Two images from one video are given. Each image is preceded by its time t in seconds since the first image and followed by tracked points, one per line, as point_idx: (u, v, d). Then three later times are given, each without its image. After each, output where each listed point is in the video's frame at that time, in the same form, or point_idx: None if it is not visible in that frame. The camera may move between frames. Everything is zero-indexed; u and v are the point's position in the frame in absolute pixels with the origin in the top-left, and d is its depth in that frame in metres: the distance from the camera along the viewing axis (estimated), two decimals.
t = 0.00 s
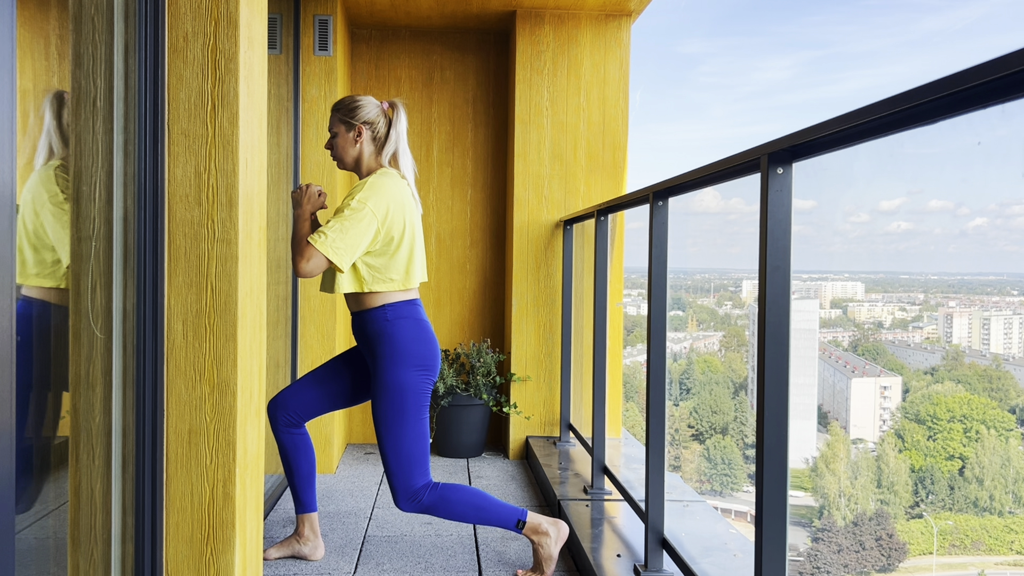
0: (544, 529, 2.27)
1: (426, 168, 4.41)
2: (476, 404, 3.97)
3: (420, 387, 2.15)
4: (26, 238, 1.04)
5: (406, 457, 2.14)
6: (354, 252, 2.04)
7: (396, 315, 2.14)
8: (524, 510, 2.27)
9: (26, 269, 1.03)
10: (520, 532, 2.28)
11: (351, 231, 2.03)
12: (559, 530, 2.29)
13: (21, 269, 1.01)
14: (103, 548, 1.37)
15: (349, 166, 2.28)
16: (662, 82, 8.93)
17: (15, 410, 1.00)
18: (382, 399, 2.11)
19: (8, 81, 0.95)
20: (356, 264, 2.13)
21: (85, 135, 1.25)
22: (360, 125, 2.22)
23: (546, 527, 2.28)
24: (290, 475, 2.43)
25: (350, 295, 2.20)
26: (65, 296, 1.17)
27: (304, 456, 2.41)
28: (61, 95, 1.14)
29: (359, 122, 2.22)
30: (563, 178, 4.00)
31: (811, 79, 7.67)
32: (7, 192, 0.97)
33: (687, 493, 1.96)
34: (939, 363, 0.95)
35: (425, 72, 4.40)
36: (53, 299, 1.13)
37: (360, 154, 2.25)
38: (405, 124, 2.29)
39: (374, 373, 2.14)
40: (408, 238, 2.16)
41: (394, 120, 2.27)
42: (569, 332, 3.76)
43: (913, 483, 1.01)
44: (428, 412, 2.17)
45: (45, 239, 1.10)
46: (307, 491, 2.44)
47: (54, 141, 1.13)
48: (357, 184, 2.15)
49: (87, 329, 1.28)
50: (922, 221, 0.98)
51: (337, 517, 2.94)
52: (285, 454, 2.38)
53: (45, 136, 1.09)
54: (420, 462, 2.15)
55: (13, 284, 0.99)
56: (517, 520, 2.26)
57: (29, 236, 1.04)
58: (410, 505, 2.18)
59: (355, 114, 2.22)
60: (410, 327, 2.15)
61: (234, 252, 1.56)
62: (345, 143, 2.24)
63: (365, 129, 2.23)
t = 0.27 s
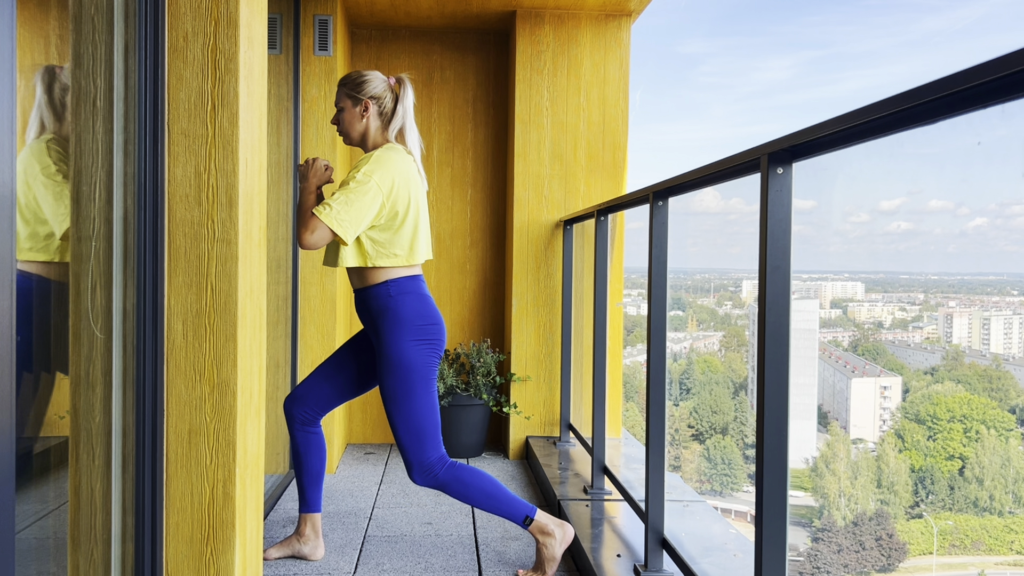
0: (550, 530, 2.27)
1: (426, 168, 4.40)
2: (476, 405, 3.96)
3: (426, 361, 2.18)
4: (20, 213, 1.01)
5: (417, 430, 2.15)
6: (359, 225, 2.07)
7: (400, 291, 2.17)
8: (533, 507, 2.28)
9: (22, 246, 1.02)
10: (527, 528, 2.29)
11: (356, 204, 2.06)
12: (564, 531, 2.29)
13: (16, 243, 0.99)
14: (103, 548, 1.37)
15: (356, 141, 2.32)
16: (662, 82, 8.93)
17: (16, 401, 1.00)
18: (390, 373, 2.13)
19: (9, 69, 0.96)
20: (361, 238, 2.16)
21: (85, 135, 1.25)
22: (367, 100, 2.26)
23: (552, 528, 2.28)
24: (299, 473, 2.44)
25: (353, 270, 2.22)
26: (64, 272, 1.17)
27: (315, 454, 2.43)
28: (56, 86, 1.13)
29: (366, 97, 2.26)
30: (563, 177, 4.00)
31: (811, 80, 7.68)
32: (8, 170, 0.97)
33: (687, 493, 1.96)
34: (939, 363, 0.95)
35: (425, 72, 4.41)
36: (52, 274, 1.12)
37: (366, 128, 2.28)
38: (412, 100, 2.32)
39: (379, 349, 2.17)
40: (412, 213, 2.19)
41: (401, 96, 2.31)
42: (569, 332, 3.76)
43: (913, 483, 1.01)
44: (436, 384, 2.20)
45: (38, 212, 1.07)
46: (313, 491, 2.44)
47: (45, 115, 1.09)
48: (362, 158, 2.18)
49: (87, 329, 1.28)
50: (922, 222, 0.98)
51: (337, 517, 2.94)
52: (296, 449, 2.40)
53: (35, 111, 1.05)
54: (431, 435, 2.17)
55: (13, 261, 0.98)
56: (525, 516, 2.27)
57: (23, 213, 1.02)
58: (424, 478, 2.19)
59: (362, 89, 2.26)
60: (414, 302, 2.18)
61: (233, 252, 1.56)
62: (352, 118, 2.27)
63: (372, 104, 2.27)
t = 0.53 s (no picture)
0: (556, 532, 2.26)
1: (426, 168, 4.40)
2: (476, 405, 4.01)
3: (433, 341, 2.19)
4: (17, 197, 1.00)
5: (429, 409, 2.17)
6: (362, 207, 2.07)
7: (402, 274, 2.19)
8: (543, 506, 2.27)
9: (20, 230, 1.01)
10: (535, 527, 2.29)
11: (359, 186, 2.06)
12: (571, 535, 2.28)
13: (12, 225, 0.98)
14: (103, 548, 1.37)
15: (359, 124, 2.32)
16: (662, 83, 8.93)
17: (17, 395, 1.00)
18: (398, 355, 2.16)
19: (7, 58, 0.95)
20: (364, 220, 2.16)
21: (85, 135, 1.25)
22: (371, 82, 2.26)
23: (559, 530, 2.27)
24: (307, 472, 2.46)
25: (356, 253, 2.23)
26: (64, 257, 1.17)
27: (326, 454, 2.45)
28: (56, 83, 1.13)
29: (369, 79, 2.26)
30: (563, 177, 4.00)
31: (811, 80, 7.68)
32: (8, 157, 0.97)
33: (687, 493, 1.96)
34: (939, 363, 0.95)
35: (425, 72, 4.41)
36: (51, 259, 1.12)
37: (370, 111, 2.28)
38: (415, 84, 2.32)
39: (384, 333, 2.19)
40: (416, 195, 2.20)
41: (404, 79, 2.31)
42: (569, 332, 3.76)
43: (913, 483, 1.01)
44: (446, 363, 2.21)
45: (32, 194, 1.06)
46: (318, 491, 2.45)
47: (40, 98, 1.06)
48: (366, 140, 2.18)
49: (87, 329, 1.28)
50: (923, 222, 0.98)
51: (337, 517, 2.94)
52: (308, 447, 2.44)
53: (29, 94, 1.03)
54: (445, 413, 2.19)
55: (13, 245, 0.98)
56: (534, 514, 2.27)
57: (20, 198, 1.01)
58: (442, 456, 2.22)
59: (365, 72, 2.26)
60: (416, 285, 2.20)
61: (233, 252, 1.56)
62: (355, 101, 2.27)
63: (375, 87, 2.27)
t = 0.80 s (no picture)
0: (560, 534, 2.26)
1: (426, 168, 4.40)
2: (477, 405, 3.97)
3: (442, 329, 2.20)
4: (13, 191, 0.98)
5: (443, 396, 2.18)
6: (367, 200, 2.07)
7: (406, 265, 2.19)
8: (552, 506, 2.27)
9: (18, 221, 1.00)
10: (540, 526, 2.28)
11: (364, 179, 2.07)
12: (574, 538, 2.28)
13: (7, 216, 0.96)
14: (103, 548, 1.37)
15: (362, 116, 2.32)
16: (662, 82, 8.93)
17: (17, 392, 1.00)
18: (408, 345, 2.16)
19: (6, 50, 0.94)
20: (369, 213, 2.17)
21: (85, 135, 1.25)
22: (373, 73, 2.26)
23: (563, 532, 2.27)
24: (318, 472, 2.46)
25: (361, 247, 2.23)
26: (63, 250, 1.17)
27: (339, 457, 2.45)
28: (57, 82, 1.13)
29: (372, 70, 2.26)
30: (563, 178, 4.00)
31: (811, 80, 7.68)
32: (8, 150, 0.96)
33: (687, 493, 1.96)
34: (939, 363, 0.95)
35: (425, 72, 4.41)
36: (51, 252, 1.12)
37: (373, 102, 2.28)
38: (418, 75, 2.32)
39: (392, 325, 2.19)
40: (421, 187, 2.20)
41: (407, 70, 2.31)
42: (569, 332, 3.76)
43: (913, 482, 1.01)
44: (456, 350, 2.22)
45: (27, 186, 1.03)
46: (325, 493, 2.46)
47: (34, 88, 1.04)
48: (371, 132, 2.19)
49: (87, 329, 1.28)
50: (922, 221, 0.98)
51: (337, 517, 2.94)
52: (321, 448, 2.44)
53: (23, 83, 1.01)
54: (459, 399, 2.19)
55: (12, 237, 0.98)
56: (541, 513, 2.27)
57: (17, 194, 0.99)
58: (460, 441, 2.23)
59: (368, 63, 2.26)
60: (421, 275, 2.20)
61: (234, 252, 1.56)
62: (358, 92, 2.27)
63: (378, 78, 2.27)
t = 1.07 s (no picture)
0: (559, 534, 2.26)
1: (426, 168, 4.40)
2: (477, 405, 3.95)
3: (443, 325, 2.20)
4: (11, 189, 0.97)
5: (445, 392, 2.18)
6: (375, 196, 2.07)
7: (409, 260, 2.19)
8: (552, 505, 2.27)
9: (17, 217, 1.00)
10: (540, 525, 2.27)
11: (372, 175, 2.07)
12: (574, 538, 2.28)
13: None
14: (103, 548, 1.37)
15: (367, 112, 2.32)
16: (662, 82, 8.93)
17: (17, 392, 1.00)
18: (410, 340, 2.16)
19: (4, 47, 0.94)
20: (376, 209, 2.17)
21: (85, 135, 1.25)
22: (379, 70, 2.26)
23: (562, 532, 2.26)
24: (324, 474, 2.46)
25: (367, 243, 2.23)
26: (64, 246, 1.17)
27: (346, 459, 2.46)
28: (57, 82, 1.13)
29: (377, 67, 2.26)
30: (563, 178, 4.00)
31: (811, 80, 7.68)
32: (7, 147, 0.96)
33: (687, 493, 1.96)
34: (939, 363, 0.95)
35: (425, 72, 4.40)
36: (51, 248, 1.12)
37: (379, 99, 2.28)
38: (424, 71, 2.32)
39: (393, 320, 2.19)
40: (427, 183, 2.21)
41: (412, 66, 2.31)
42: (569, 332, 3.76)
43: (913, 483, 1.01)
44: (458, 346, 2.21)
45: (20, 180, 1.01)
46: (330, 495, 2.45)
47: (28, 84, 1.02)
48: (377, 128, 2.19)
49: (87, 329, 1.28)
50: (922, 221, 0.98)
51: (337, 517, 2.94)
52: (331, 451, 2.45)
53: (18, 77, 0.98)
54: (461, 395, 2.20)
55: (12, 234, 0.98)
56: (540, 513, 2.26)
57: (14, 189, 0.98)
58: (462, 437, 2.23)
59: (373, 59, 2.26)
60: (423, 270, 2.20)
61: (233, 252, 1.56)
62: (363, 89, 2.28)
63: (384, 74, 2.27)
